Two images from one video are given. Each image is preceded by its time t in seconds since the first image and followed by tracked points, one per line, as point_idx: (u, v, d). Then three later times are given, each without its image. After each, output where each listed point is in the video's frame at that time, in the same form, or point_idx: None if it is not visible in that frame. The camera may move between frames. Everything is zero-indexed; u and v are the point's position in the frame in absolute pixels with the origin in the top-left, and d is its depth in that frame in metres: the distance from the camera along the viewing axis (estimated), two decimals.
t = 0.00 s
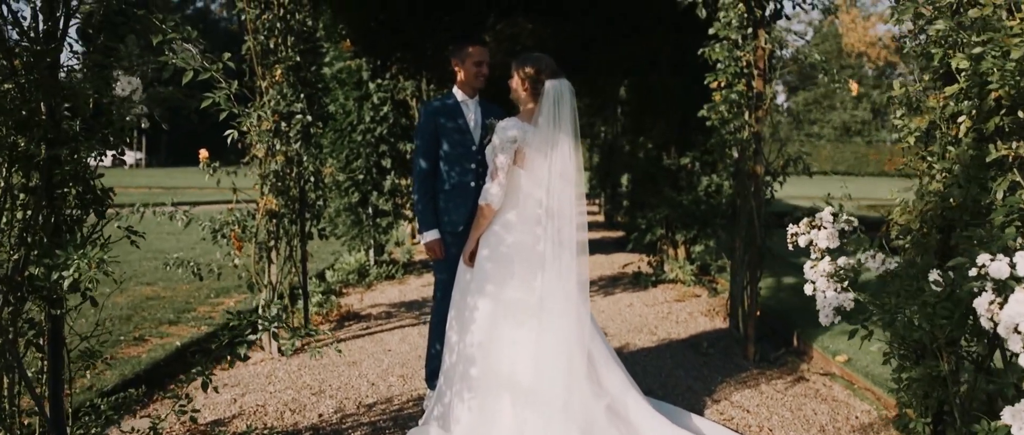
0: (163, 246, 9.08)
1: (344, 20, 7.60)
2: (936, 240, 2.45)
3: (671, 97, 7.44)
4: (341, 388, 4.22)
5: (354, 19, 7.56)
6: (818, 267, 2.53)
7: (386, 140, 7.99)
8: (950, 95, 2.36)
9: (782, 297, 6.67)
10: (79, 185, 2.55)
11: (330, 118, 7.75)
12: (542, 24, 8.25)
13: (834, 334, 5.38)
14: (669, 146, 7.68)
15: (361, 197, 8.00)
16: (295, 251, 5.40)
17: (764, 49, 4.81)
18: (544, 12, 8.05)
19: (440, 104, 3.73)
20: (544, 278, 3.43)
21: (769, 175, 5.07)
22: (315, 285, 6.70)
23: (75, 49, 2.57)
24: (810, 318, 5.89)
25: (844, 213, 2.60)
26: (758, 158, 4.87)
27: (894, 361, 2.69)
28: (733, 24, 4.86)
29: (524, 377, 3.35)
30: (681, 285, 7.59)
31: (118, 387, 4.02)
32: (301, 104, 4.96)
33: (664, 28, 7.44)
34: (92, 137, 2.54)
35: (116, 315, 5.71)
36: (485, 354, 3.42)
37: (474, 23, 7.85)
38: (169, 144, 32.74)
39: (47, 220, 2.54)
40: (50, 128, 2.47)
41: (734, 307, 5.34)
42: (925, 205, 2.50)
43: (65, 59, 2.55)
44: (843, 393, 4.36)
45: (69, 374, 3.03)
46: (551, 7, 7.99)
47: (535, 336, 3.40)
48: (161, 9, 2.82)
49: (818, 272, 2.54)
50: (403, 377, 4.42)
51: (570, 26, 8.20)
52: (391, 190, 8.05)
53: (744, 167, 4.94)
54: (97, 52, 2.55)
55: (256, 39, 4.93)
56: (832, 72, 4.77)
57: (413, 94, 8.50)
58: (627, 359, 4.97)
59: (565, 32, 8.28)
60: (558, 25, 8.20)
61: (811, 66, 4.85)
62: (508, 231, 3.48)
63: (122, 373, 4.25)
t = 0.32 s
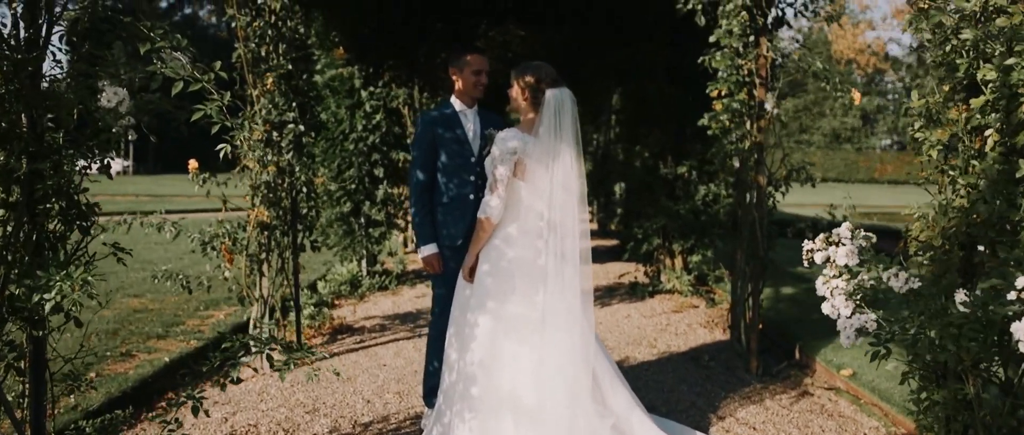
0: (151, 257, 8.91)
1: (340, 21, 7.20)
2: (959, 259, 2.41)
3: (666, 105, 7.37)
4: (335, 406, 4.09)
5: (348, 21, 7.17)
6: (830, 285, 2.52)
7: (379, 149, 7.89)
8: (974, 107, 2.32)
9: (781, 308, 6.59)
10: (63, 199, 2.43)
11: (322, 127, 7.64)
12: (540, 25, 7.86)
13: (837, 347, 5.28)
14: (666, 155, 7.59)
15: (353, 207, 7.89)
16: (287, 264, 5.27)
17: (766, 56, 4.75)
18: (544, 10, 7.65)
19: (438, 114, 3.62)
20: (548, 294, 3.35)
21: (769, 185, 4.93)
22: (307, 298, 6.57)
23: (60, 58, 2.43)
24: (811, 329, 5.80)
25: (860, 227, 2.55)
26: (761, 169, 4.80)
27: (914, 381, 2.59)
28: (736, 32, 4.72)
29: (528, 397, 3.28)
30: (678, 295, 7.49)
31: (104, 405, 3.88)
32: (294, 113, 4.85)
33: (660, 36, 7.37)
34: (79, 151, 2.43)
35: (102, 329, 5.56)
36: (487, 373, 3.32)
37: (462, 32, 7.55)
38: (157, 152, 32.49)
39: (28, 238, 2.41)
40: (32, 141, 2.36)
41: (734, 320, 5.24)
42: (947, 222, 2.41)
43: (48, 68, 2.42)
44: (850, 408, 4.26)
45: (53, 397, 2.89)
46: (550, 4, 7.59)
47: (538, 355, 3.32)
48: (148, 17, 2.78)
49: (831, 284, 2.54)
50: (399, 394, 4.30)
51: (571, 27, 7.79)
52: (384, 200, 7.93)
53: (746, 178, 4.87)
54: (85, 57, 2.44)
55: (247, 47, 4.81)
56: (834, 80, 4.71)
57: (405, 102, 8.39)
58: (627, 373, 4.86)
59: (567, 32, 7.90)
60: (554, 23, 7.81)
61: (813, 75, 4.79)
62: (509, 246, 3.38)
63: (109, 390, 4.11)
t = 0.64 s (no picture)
0: (140, 268, 8.75)
1: (329, 35, 6.94)
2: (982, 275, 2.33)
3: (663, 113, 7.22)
4: (329, 425, 3.97)
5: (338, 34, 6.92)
6: (848, 300, 2.65)
7: (371, 158, 7.80)
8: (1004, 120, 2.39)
9: (780, 318, 6.50)
10: (46, 216, 2.31)
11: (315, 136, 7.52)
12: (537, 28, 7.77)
13: (840, 358, 5.20)
14: (662, 164, 7.52)
15: (345, 216, 7.78)
16: (279, 276, 5.15)
17: (768, 64, 4.64)
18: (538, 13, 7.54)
19: (435, 124, 3.52)
20: (550, 311, 3.27)
21: (772, 195, 4.81)
22: (299, 310, 6.44)
23: (42, 68, 2.33)
24: (813, 340, 5.71)
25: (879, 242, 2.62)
26: (764, 178, 4.71)
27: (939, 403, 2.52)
28: (739, 40, 4.63)
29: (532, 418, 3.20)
30: (675, 305, 7.40)
31: (90, 425, 3.75)
32: (286, 123, 4.75)
33: (660, 38, 7.14)
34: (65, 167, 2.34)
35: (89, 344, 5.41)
36: (489, 393, 3.23)
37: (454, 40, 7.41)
38: (145, 160, 32.21)
39: (7, 258, 2.28)
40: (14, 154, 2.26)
41: (736, 332, 5.14)
42: (971, 236, 2.35)
43: (29, 77, 2.31)
44: (857, 422, 4.17)
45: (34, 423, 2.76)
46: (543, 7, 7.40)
47: (542, 373, 3.24)
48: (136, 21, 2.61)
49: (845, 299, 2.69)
50: (395, 412, 4.18)
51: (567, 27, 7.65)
52: (377, 209, 7.82)
53: (749, 187, 4.77)
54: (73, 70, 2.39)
55: (237, 54, 4.70)
56: (837, 87, 4.63)
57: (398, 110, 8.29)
58: (628, 388, 4.75)
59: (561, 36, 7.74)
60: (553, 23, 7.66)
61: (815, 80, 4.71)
62: (511, 261, 3.27)
63: (96, 410, 3.97)
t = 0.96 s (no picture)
0: (127, 279, 8.57)
1: (321, 43, 6.65)
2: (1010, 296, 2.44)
3: (661, 121, 7.10)
4: None
5: (331, 41, 6.67)
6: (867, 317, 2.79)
7: (364, 166, 7.68)
8: None
9: (780, 329, 6.41)
10: (27, 234, 2.19)
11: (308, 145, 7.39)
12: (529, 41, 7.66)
13: (844, 370, 5.12)
14: (660, 173, 7.43)
15: (338, 226, 7.67)
16: (271, 290, 5.02)
17: (772, 72, 4.54)
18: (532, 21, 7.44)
19: (434, 134, 3.42)
20: (553, 328, 3.16)
21: (775, 205, 4.71)
22: (290, 322, 6.30)
23: (23, 77, 2.23)
24: (815, 353, 5.62)
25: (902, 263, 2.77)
26: (769, 189, 4.62)
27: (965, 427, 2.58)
28: (741, 48, 4.53)
29: None
30: (673, 316, 7.28)
31: None
32: (278, 132, 4.64)
33: (658, 43, 7.05)
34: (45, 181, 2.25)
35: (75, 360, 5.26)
36: (490, 414, 3.12)
37: (445, 49, 7.38)
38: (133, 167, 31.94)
39: None
40: None
41: (739, 345, 5.03)
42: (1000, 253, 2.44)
43: (11, 85, 2.21)
44: None
45: None
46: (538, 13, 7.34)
47: (544, 393, 3.13)
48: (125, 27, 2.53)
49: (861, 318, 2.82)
50: (391, 431, 4.05)
51: (563, 33, 7.52)
52: (370, 219, 7.70)
53: (753, 197, 4.68)
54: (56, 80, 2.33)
55: (228, 62, 4.57)
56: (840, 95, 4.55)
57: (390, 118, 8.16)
58: (630, 404, 4.65)
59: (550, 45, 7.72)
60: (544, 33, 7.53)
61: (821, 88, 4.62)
62: (513, 276, 3.16)
63: (82, 430, 3.83)
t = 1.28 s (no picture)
0: (115, 291, 8.42)
1: (315, 47, 6.41)
2: None
3: (659, 129, 7.01)
4: None
5: (323, 45, 6.44)
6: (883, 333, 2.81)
7: (358, 175, 7.56)
8: None
9: (781, 339, 6.32)
10: (7, 248, 2.11)
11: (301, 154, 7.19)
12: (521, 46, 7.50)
13: (848, 382, 5.03)
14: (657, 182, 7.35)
15: (331, 236, 7.56)
16: (263, 303, 4.90)
17: (777, 80, 4.48)
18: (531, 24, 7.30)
19: (433, 144, 3.31)
20: (557, 344, 3.05)
21: (779, 215, 4.61)
22: (283, 334, 6.17)
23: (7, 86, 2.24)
24: (818, 364, 5.53)
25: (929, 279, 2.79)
26: (773, 199, 4.54)
27: None
28: (746, 54, 4.42)
29: None
30: (672, 327, 7.18)
31: None
32: (271, 141, 4.54)
33: (657, 51, 6.96)
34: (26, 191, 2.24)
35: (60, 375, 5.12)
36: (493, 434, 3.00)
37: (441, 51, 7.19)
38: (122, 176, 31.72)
39: None
40: None
41: (741, 358, 4.93)
42: None
43: None
44: None
45: None
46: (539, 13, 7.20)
47: (549, 412, 3.01)
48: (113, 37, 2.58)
49: (878, 334, 2.84)
50: None
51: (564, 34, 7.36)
52: (363, 229, 7.60)
53: (756, 207, 4.60)
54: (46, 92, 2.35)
55: (218, 69, 4.45)
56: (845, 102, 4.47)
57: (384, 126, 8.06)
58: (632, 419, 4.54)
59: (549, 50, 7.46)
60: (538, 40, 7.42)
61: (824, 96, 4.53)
62: (515, 291, 3.05)
63: None
